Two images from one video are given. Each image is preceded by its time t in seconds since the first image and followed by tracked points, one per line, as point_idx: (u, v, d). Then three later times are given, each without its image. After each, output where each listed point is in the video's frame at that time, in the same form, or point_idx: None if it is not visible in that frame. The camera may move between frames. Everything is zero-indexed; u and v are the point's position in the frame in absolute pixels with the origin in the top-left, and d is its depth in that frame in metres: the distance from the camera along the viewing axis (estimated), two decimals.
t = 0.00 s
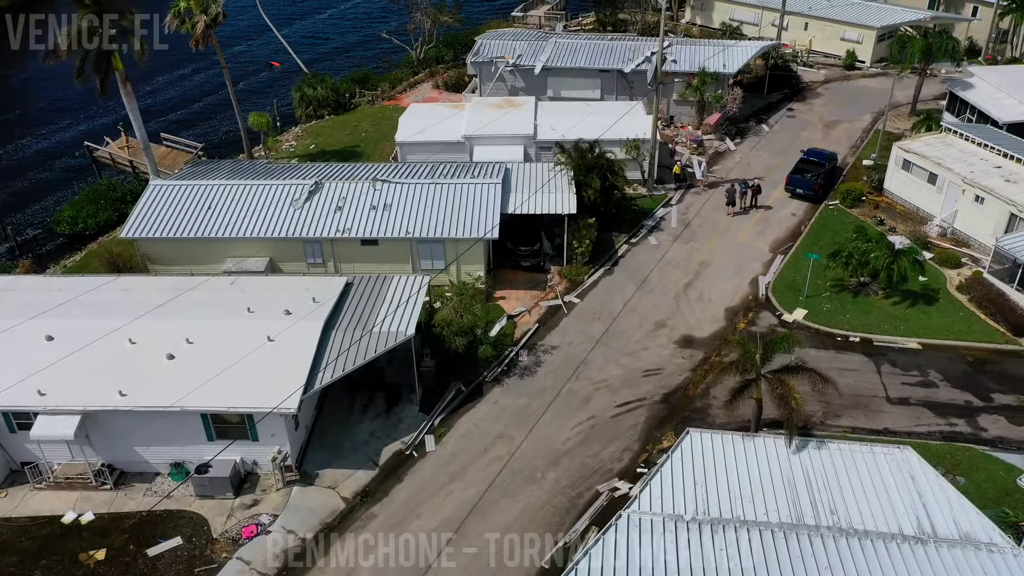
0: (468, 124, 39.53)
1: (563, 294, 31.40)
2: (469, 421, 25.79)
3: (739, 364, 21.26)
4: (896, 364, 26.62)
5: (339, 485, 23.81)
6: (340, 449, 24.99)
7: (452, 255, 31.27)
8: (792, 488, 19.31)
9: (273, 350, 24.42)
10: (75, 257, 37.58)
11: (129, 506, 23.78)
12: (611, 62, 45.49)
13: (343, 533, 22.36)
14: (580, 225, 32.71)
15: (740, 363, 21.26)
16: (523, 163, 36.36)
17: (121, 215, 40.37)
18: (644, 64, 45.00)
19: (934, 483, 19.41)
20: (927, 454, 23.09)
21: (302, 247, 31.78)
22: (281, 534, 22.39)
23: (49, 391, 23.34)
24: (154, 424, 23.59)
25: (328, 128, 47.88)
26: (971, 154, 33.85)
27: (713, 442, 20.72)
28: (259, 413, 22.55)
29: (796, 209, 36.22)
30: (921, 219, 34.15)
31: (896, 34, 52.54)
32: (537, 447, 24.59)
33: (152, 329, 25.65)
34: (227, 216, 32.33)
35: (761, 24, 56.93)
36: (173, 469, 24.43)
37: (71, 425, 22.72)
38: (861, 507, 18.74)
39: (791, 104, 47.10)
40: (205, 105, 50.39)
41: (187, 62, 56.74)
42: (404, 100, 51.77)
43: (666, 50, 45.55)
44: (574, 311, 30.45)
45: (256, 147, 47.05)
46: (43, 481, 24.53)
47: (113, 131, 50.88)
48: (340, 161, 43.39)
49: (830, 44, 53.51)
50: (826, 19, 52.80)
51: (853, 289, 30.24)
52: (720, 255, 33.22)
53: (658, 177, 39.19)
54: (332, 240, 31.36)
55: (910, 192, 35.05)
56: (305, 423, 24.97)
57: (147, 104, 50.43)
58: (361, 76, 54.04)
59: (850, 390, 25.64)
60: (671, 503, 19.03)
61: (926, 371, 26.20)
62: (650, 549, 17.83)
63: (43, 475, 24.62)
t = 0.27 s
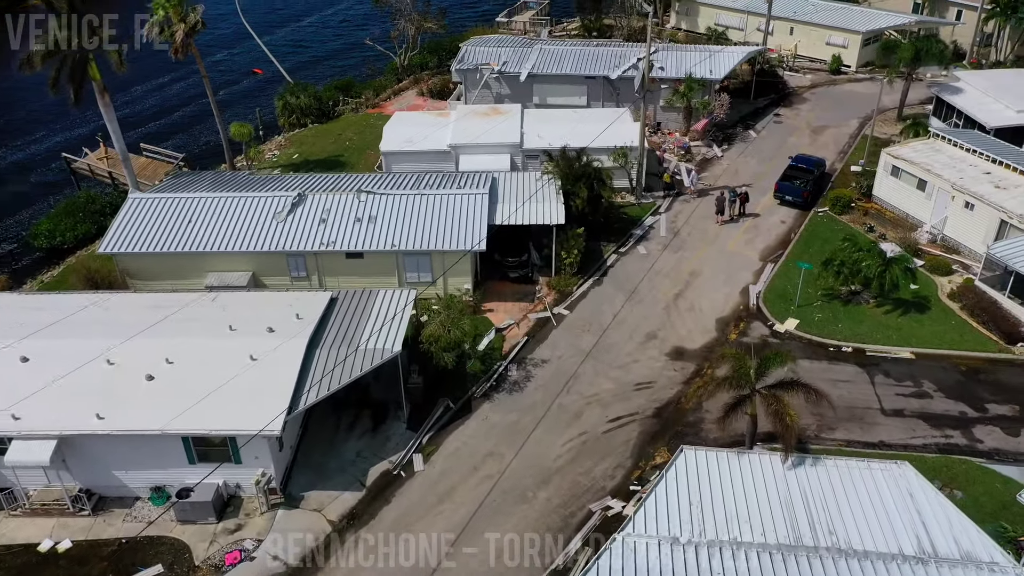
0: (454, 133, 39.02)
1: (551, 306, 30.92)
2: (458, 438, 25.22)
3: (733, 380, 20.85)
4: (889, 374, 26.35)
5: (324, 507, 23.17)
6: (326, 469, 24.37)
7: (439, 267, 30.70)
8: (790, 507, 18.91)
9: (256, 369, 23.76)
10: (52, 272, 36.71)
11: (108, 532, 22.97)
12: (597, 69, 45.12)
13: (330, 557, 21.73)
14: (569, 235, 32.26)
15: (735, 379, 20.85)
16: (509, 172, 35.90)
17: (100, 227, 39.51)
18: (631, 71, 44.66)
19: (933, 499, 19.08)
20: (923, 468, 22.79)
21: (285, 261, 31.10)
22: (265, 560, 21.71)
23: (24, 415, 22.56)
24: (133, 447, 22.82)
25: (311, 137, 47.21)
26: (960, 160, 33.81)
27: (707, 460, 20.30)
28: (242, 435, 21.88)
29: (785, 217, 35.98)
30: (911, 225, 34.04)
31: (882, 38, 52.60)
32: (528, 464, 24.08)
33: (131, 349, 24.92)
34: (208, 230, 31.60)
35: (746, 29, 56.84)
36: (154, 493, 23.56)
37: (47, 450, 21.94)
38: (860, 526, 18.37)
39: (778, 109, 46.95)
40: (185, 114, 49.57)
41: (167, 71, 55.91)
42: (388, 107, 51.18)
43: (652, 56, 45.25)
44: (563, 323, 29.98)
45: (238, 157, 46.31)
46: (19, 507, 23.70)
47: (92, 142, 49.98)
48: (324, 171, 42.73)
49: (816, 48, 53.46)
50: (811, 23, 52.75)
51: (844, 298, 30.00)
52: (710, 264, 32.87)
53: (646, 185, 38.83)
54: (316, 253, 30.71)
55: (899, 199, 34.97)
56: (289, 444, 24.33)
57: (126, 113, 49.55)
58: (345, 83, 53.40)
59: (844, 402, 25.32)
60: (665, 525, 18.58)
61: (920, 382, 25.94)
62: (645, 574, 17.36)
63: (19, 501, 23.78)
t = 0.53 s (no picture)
0: (439, 142, 38.49)
1: (540, 318, 30.41)
2: (447, 457, 24.63)
3: (727, 398, 20.42)
4: (883, 386, 26.05)
5: (310, 531, 22.51)
6: (311, 492, 23.72)
7: (426, 280, 30.10)
8: (787, 528, 18.51)
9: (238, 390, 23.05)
10: (28, 288, 35.82)
11: (85, 560, 22.15)
12: (583, 75, 44.74)
13: None
14: (557, 246, 31.78)
15: (729, 396, 20.42)
16: (496, 182, 35.40)
17: (78, 241, 38.65)
18: (617, 77, 44.31)
19: (932, 516, 18.76)
20: (920, 482, 22.47)
21: (268, 276, 30.38)
22: None
23: None
24: (111, 473, 22.02)
25: (295, 145, 46.53)
26: (949, 167, 33.72)
27: (703, 479, 19.90)
28: (224, 460, 21.18)
29: (774, 224, 35.71)
30: (900, 232, 33.91)
31: (867, 43, 52.60)
32: (518, 483, 23.54)
33: (108, 370, 24.13)
34: (188, 244, 30.79)
35: (732, 34, 56.71)
36: (133, 519, 22.75)
37: (21, 477, 21.10)
38: (859, 546, 18.00)
39: (765, 115, 46.77)
40: (165, 123, 48.74)
41: (147, 79, 55.06)
42: (373, 115, 50.58)
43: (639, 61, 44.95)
44: (552, 336, 29.48)
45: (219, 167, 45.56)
46: None
47: (70, 153, 49.06)
48: (307, 181, 42.04)
49: (801, 53, 53.39)
50: (797, 28, 52.69)
51: (836, 307, 29.72)
52: (700, 274, 32.49)
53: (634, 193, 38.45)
54: (299, 267, 30.02)
55: (888, 205, 34.83)
56: (273, 466, 23.65)
57: (104, 124, 48.69)
58: (328, 91, 52.76)
59: (838, 415, 24.98)
60: (661, 548, 18.13)
61: (914, 393, 25.67)
62: None
63: None
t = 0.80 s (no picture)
0: (425, 150, 37.94)
1: (529, 331, 29.91)
2: (436, 476, 24.06)
3: (721, 415, 19.99)
4: (876, 397, 25.76)
5: (295, 556, 21.85)
6: (296, 514, 23.04)
7: (412, 293, 29.51)
8: (785, 547, 18.11)
9: (220, 411, 22.34)
10: (4, 304, 34.93)
11: None
12: (570, 82, 44.35)
13: None
14: (546, 257, 31.30)
15: (723, 413, 20.00)
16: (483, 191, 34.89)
17: (55, 254, 37.79)
18: (604, 83, 43.94)
19: (930, 534, 18.46)
20: (916, 496, 22.16)
21: (251, 290, 29.64)
22: None
23: None
24: (87, 498, 21.24)
25: (278, 154, 45.83)
26: (938, 173, 33.60)
27: (697, 498, 19.48)
28: (206, 484, 20.49)
29: (764, 231, 35.42)
30: (890, 239, 33.78)
31: (853, 47, 52.57)
32: (509, 502, 23.00)
33: (85, 391, 23.32)
34: (169, 259, 30.05)
35: (718, 38, 56.54)
36: (112, 545, 21.92)
37: None
38: (859, 566, 17.64)
39: (752, 120, 46.56)
40: (145, 133, 47.90)
41: (127, 88, 54.21)
42: (357, 122, 49.97)
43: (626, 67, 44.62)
44: (541, 348, 28.98)
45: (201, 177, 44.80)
46: None
47: (48, 164, 48.15)
48: (291, 190, 41.36)
49: (788, 57, 53.29)
50: (783, 33, 52.59)
51: (827, 316, 29.44)
52: (689, 283, 32.12)
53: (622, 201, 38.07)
54: (282, 281, 29.32)
55: (878, 212, 34.69)
56: (256, 488, 22.96)
57: (83, 134, 47.84)
58: (312, 98, 52.10)
59: (832, 428, 24.64)
60: (657, 570, 17.66)
61: (908, 404, 25.42)
62: None
63: None
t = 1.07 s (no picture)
0: (412, 158, 37.40)
1: (519, 342, 29.39)
2: (426, 494, 23.47)
3: (717, 431, 19.55)
4: (872, 408, 25.48)
5: None
6: (282, 535, 22.35)
7: (400, 305, 28.90)
8: (785, 567, 17.69)
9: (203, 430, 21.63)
10: None
11: None
12: (558, 87, 43.94)
13: None
14: (536, 265, 30.75)
15: (719, 429, 19.56)
16: (471, 200, 34.37)
17: (35, 266, 36.96)
18: (592, 88, 43.55)
19: (931, 551, 18.13)
20: (915, 509, 21.82)
21: (235, 303, 28.91)
22: None
23: None
24: (66, 523, 20.49)
25: (263, 162, 45.15)
26: (930, 178, 33.43)
27: (693, 516, 19.06)
28: (189, 508, 19.80)
29: (755, 238, 35.12)
30: (883, 246, 33.56)
31: (841, 51, 52.46)
32: (501, 520, 22.45)
33: (63, 411, 22.54)
34: (151, 272, 29.25)
35: (706, 42, 56.33)
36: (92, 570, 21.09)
37: None
38: None
39: (741, 124, 46.31)
40: (127, 141, 47.10)
41: (109, 95, 53.42)
42: (344, 129, 49.36)
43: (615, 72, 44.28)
44: (532, 360, 28.47)
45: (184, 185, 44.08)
46: None
47: (28, 173, 47.30)
48: (276, 199, 40.68)
49: (776, 61, 53.12)
50: (771, 36, 52.42)
51: (821, 324, 29.13)
52: (681, 291, 31.72)
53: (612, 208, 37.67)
54: (267, 294, 28.62)
55: (870, 218, 34.50)
56: (241, 509, 22.28)
57: (64, 142, 47.03)
58: (297, 104, 51.46)
59: (828, 439, 24.27)
60: None
61: (904, 414, 25.15)
62: None
63: None
